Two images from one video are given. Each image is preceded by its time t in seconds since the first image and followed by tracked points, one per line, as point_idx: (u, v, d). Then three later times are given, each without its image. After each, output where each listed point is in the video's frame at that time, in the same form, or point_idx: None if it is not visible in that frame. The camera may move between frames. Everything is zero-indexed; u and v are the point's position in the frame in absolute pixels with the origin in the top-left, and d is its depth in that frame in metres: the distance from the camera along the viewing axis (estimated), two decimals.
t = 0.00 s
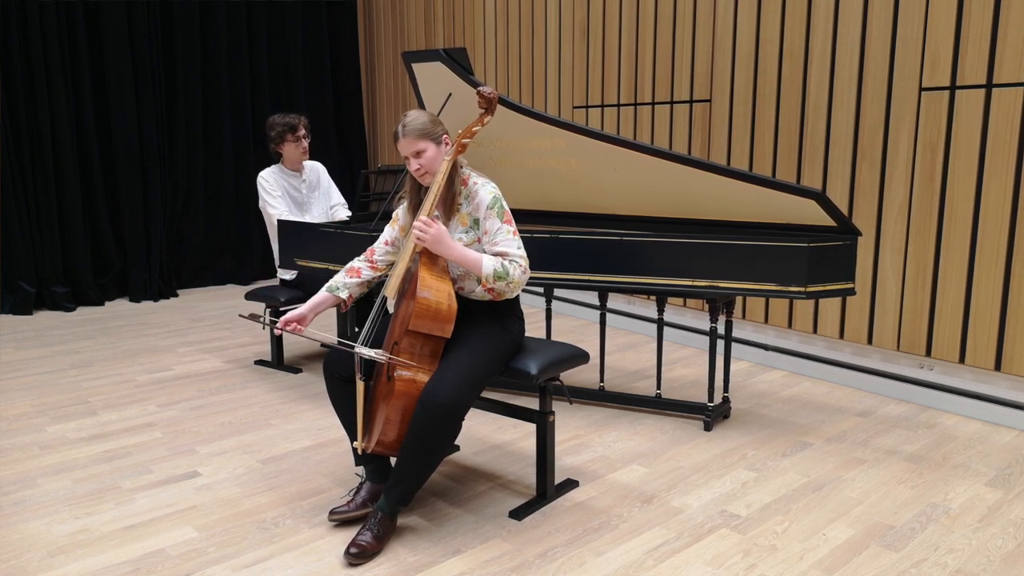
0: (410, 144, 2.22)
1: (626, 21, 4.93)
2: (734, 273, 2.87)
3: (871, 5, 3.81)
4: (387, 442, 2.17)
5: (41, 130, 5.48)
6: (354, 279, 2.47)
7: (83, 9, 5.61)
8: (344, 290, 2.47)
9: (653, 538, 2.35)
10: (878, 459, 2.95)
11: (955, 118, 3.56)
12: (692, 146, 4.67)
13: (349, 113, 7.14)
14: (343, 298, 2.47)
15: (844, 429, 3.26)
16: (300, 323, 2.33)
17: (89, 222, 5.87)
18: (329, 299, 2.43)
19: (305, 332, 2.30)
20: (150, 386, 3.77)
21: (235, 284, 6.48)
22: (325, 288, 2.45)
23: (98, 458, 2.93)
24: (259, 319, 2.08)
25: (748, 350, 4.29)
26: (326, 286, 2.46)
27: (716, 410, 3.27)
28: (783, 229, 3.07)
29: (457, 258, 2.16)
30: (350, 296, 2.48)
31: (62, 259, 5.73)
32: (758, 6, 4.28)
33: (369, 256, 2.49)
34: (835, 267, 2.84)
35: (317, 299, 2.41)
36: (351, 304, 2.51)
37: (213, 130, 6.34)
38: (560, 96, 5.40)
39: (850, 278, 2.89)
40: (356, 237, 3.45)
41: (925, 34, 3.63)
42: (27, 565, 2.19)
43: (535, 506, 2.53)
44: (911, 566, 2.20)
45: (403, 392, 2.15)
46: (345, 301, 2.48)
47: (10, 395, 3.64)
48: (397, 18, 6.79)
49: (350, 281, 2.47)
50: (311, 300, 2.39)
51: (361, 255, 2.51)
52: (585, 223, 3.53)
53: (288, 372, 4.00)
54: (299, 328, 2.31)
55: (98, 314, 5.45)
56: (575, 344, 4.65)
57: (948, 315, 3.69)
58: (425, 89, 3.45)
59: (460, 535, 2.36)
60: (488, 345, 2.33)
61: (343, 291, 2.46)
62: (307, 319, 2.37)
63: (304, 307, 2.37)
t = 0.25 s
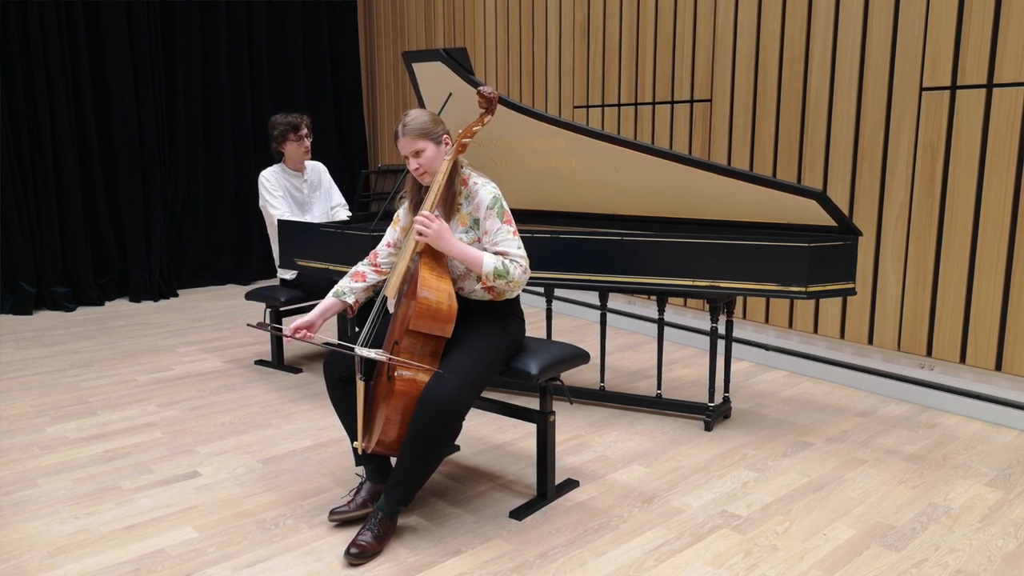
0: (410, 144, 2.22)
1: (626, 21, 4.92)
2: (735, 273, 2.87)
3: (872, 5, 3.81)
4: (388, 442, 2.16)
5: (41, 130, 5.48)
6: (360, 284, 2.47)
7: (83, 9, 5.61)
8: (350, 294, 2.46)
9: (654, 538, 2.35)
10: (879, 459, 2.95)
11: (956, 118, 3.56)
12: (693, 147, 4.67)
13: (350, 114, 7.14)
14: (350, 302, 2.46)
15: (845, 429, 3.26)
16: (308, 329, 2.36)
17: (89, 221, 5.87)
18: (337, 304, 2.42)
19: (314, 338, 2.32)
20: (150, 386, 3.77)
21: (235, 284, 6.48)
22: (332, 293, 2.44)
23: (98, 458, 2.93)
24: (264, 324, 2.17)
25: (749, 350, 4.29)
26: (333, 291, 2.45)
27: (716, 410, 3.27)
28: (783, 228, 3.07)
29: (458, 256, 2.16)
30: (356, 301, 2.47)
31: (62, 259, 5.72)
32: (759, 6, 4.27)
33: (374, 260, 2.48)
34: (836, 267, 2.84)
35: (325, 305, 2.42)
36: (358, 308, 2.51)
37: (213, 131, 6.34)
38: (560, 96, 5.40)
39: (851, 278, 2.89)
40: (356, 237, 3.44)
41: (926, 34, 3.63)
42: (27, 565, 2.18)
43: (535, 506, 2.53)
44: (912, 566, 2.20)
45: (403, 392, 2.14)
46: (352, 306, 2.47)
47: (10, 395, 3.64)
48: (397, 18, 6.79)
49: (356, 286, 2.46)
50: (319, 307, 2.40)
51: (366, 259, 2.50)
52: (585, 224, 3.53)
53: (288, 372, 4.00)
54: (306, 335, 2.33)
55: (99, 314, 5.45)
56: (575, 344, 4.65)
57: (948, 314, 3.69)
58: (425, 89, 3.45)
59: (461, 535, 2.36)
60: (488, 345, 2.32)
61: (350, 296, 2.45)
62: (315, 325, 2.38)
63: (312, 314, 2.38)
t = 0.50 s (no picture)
0: (411, 144, 2.22)
1: (626, 21, 4.92)
2: (735, 273, 2.87)
3: (872, 5, 3.80)
4: (388, 442, 2.16)
5: (40, 130, 5.48)
6: (366, 287, 2.46)
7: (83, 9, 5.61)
8: (356, 297, 2.46)
9: (654, 539, 2.34)
10: (879, 459, 2.95)
11: (957, 118, 3.56)
12: (693, 147, 4.67)
13: (350, 113, 7.13)
14: (356, 305, 2.47)
15: (845, 429, 3.26)
16: (317, 332, 2.36)
17: (89, 221, 5.87)
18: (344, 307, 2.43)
19: (324, 340, 2.31)
20: (150, 386, 3.77)
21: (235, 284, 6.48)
22: (339, 296, 2.44)
23: (98, 458, 2.93)
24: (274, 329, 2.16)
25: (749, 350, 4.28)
26: (340, 293, 2.45)
27: (717, 410, 3.27)
28: (784, 228, 3.07)
29: (459, 256, 2.16)
30: (362, 303, 2.48)
31: (62, 259, 5.72)
32: (759, 7, 4.27)
33: (378, 262, 2.47)
34: (836, 267, 2.83)
35: (332, 308, 2.41)
36: (363, 310, 2.51)
37: (213, 131, 6.33)
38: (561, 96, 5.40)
39: (851, 278, 2.89)
40: (356, 237, 3.44)
41: (926, 34, 3.63)
42: (27, 565, 2.18)
43: (536, 506, 2.53)
44: (913, 566, 2.20)
45: (404, 392, 2.14)
46: (358, 308, 2.48)
47: (10, 395, 3.64)
48: (398, 18, 6.78)
49: (363, 289, 2.46)
50: (326, 310, 2.40)
51: (370, 260, 2.49)
52: (586, 224, 3.53)
53: (289, 372, 4.00)
54: (316, 338, 2.33)
55: (99, 314, 5.45)
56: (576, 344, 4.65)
57: (949, 314, 3.69)
58: (426, 89, 3.45)
59: (461, 535, 2.36)
60: (489, 345, 2.32)
61: (356, 299, 2.45)
62: (324, 327, 2.39)
63: (322, 316, 2.37)
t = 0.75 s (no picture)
0: (412, 146, 2.21)
1: (627, 20, 4.92)
2: (736, 273, 2.87)
3: (873, 5, 3.80)
4: (388, 442, 2.16)
5: (40, 130, 5.47)
6: (372, 287, 2.46)
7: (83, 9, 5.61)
8: (362, 297, 2.45)
9: (655, 539, 2.34)
10: (880, 459, 2.95)
11: (957, 118, 3.55)
12: (694, 147, 4.67)
13: (350, 113, 7.13)
14: (363, 305, 2.46)
15: (846, 429, 3.26)
16: (325, 332, 2.35)
17: (89, 221, 5.86)
18: (352, 307, 2.41)
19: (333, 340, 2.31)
20: (151, 386, 3.77)
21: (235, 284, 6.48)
22: (346, 296, 2.42)
23: (98, 458, 2.93)
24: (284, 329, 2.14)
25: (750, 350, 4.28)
26: (346, 293, 2.43)
27: (718, 410, 3.26)
28: (784, 228, 3.06)
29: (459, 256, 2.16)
30: (368, 304, 2.47)
31: (62, 259, 5.72)
32: (760, 7, 4.27)
33: (382, 262, 2.47)
34: (837, 267, 2.83)
35: (340, 307, 2.39)
36: (368, 310, 2.50)
37: (213, 131, 6.33)
38: (561, 96, 5.39)
39: (852, 278, 2.89)
40: (357, 236, 3.44)
41: (927, 33, 3.63)
42: (27, 565, 2.18)
43: (536, 507, 2.53)
44: (913, 566, 2.20)
45: (404, 393, 2.14)
46: (364, 309, 2.47)
47: (10, 395, 3.64)
48: (398, 17, 6.78)
49: (369, 290, 2.45)
50: (334, 309, 2.38)
51: (374, 261, 2.49)
52: (586, 224, 3.52)
53: (289, 372, 4.00)
54: (324, 339, 2.32)
55: (99, 314, 5.45)
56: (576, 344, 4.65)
57: (949, 313, 3.68)
58: (426, 89, 3.45)
59: (461, 536, 2.36)
60: (489, 345, 2.32)
61: (363, 300, 2.44)
62: (333, 327, 2.37)
63: (330, 316, 2.36)
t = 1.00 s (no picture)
0: (412, 149, 2.21)
1: (627, 20, 4.92)
2: (737, 273, 2.86)
3: (874, 4, 3.80)
4: (388, 443, 2.16)
5: (40, 130, 5.47)
6: (375, 288, 2.46)
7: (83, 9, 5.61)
8: (367, 298, 2.45)
9: (655, 539, 2.34)
10: (880, 459, 2.94)
11: (958, 117, 3.55)
12: (694, 147, 4.67)
13: (350, 113, 7.12)
14: (367, 305, 2.45)
15: (846, 429, 3.26)
16: (331, 332, 2.34)
17: (89, 221, 5.86)
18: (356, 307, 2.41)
19: (338, 339, 2.30)
20: (151, 386, 3.76)
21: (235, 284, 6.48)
22: (350, 296, 2.42)
23: (98, 458, 2.93)
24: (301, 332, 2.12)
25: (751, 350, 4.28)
26: (351, 293, 2.43)
27: (718, 410, 3.26)
28: (785, 228, 3.06)
29: (460, 255, 2.16)
30: (372, 305, 2.47)
31: (62, 259, 5.72)
32: (760, 7, 4.27)
33: (385, 263, 2.47)
34: (838, 266, 2.83)
35: (344, 307, 2.39)
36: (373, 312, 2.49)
37: (212, 131, 6.33)
38: (561, 96, 5.39)
39: (853, 278, 2.88)
40: (357, 237, 3.44)
41: (928, 33, 3.62)
42: (27, 565, 2.18)
43: (537, 507, 2.53)
44: (914, 566, 2.19)
45: (404, 393, 2.14)
46: (368, 309, 2.46)
47: (10, 395, 3.64)
48: (398, 17, 6.77)
49: (373, 290, 2.45)
50: (340, 308, 2.38)
51: (377, 262, 2.49)
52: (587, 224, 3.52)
53: (289, 372, 3.99)
54: (330, 338, 2.32)
55: (99, 314, 5.44)
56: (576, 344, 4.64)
57: (950, 313, 3.68)
58: (426, 89, 3.45)
59: (462, 536, 2.35)
60: (489, 345, 2.32)
61: (367, 300, 2.44)
62: (338, 326, 2.37)
63: (335, 316, 2.36)
